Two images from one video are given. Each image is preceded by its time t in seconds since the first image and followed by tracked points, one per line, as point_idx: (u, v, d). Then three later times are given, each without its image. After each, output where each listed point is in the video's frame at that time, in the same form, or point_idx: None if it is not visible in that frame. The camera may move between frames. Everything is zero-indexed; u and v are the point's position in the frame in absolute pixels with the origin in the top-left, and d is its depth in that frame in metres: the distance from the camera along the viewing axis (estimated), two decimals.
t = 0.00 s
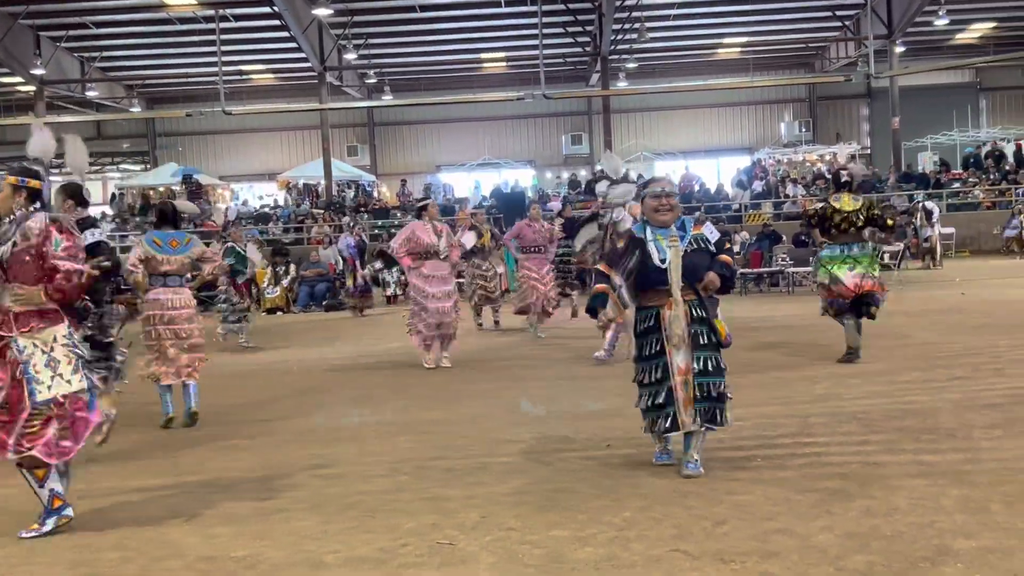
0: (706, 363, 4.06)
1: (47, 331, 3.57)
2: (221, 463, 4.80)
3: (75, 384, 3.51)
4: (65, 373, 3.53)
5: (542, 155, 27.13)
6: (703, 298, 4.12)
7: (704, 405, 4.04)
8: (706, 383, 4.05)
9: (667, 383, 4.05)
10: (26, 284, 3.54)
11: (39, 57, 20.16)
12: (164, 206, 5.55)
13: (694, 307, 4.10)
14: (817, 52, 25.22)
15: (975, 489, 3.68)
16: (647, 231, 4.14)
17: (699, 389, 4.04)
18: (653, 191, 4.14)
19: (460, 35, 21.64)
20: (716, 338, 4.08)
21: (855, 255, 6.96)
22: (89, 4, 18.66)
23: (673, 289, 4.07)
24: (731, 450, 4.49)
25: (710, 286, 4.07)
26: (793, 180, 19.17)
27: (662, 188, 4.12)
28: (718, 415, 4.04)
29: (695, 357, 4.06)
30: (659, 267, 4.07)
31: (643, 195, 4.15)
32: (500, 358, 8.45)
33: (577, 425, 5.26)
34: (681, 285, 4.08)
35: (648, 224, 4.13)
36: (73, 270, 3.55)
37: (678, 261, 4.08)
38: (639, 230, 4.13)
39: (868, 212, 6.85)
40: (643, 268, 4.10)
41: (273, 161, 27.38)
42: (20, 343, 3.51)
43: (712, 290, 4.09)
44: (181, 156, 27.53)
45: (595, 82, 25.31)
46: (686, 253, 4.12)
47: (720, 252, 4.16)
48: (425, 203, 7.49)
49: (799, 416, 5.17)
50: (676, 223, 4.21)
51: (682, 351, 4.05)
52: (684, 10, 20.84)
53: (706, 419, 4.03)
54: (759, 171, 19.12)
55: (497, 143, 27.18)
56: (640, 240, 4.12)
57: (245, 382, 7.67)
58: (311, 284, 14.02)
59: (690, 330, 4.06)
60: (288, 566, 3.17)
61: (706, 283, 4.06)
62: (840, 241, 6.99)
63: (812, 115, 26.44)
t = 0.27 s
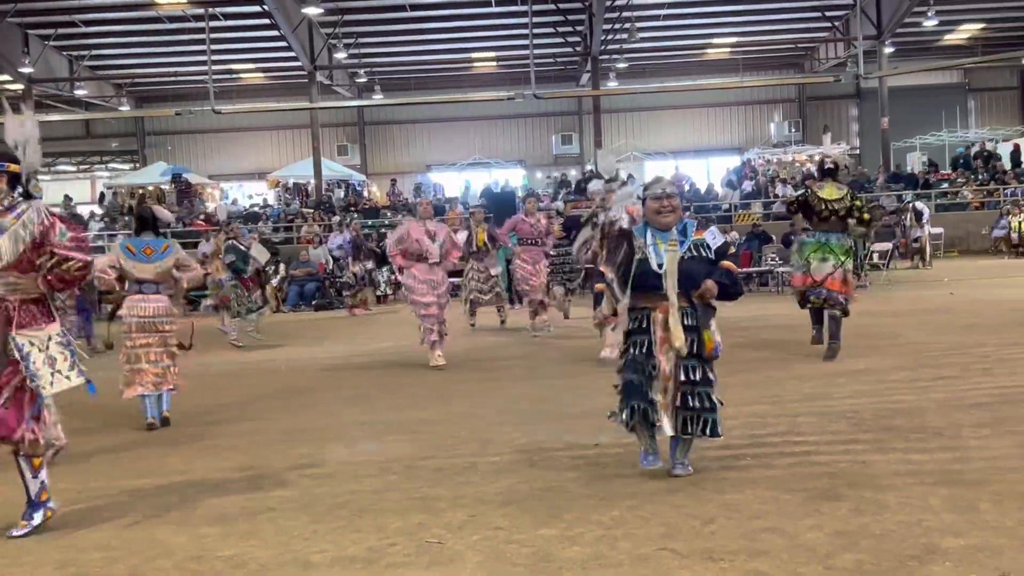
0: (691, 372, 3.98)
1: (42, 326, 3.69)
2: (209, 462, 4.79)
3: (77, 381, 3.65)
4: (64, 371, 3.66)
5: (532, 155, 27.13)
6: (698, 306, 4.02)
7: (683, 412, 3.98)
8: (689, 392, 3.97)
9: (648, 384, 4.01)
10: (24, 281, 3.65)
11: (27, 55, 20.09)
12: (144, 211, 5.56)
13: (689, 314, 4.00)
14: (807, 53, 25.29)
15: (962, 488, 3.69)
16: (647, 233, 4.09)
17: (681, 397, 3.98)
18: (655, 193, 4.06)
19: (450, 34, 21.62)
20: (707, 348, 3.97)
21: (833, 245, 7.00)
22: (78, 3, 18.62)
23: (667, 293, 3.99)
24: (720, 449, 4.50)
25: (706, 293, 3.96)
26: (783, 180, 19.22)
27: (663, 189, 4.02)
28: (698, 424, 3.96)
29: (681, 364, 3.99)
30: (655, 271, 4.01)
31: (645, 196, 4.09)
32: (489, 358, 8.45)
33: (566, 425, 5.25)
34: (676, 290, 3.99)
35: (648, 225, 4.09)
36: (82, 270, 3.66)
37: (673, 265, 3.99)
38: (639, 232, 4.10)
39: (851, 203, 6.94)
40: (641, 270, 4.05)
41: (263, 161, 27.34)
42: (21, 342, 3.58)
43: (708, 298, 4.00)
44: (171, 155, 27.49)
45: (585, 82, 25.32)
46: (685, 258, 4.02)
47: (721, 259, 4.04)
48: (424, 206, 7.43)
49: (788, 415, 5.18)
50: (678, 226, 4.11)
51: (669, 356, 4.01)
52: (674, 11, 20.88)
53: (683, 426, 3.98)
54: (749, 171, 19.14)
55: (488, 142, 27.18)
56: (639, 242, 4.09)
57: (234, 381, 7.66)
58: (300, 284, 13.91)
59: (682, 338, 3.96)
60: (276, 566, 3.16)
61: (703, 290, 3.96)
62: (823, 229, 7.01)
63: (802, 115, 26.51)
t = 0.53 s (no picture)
0: (682, 376, 3.95)
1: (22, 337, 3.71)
2: (197, 463, 4.77)
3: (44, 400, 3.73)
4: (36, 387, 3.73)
5: (522, 155, 27.14)
6: (690, 308, 4.01)
7: (672, 416, 3.96)
8: (677, 395, 3.95)
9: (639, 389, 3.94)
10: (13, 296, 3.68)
11: (15, 54, 20.00)
12: (124, 216, 5.46)
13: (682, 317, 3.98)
14: (796, 54, 25.35)
15: (950, 489, 3.70)
16: (637, 234, 4.01)
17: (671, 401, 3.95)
18: (645, 194, 3.99)
19: (440, 34, 21.61)
20: (697, 351, 3.97)
21: (815, 264, 7.05)
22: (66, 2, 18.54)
23: (663, 296, 3.91)
24: (708, 450, 4.50)
25: (699, 295, 3.94)
26: (772, 182, 19.26)
27: (655, 191, 3.98)
28: (685, 428, 3.96)
29: (673, 368, 3.94)
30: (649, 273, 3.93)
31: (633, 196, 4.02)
32: (478, 358, 8.45)
33: (554, 426, 5.26)
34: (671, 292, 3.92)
35: (638, 228, 4.01)
36: (62, 282, 3.80)
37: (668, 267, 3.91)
38: (629, 235, 4.00)
39: (833, 223, 6.96)
40: (638, 274, 3.97)
41: (251, 160, 27.28)
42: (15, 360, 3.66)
43: (699, 300, 3.97)
44: (159, 154, 27.41)
45: (574, 82, 25.33)
46: (679, 260, 3.97)
47: (710, 260, 4.04)
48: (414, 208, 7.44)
49: (776, 416, 5.19)
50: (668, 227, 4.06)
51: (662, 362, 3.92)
52: (663, 12, 20.91)
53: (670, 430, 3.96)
54: (738, 173, 19.18)
55: (478, 143, 27.18)
56: (630, 245, 3.98)
57: (221, 382, 7.64)
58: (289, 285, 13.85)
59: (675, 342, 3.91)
60: (264, 568, 3.15)
61: (696, 291, 3.93)
62: (806, 248, 7.05)
63: (790, 116, 26.57)
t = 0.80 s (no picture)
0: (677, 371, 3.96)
1: None
2: (185, 464, 4.75)
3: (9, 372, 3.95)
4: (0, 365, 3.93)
5: (511, 156, 27.15)
6: (675, 302, 4.01)
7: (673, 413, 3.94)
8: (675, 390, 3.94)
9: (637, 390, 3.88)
10: None
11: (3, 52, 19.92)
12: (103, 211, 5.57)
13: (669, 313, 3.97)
14: (785, 56, 25.41)
15: (937, 490, 3.71)
16: (617, 231, 3.96)
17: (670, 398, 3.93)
18: (624, 189, 3.93)
19: (430, 35, 21.60)
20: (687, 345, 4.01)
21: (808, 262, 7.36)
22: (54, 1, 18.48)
23: (651, 293, 3.92)
24: (697, 451, 4.50)
25: (683, 289, 3.97)
26: (760, 183, 19.30)
27: (637, 186, 3.93)
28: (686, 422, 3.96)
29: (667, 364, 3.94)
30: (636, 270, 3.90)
31: (611, 192, 3.97)
32: (467, 359, 8.44)
33: (542, 427, 5.26)
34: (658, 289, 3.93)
35: (618, 223, 3.97)
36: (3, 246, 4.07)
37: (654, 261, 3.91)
38: (609, 230, 3.96)
39: (821, 222, 7.29)
40: (628, 267, 3.92)
41: (240, 160, 27.22)
42: None
43: (683, 294, 4.00)
44: (148, 154, 27.33)
45: (564, 83, 25.35)
46: (661, 256, 3.96)
47: (691, 254, 4.04)
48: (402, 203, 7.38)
49: (764, 418, 5.20)
50: (646, 223, 4.06)
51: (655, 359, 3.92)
52: (653, 13, 20.93)
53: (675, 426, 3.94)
54: (727, 174, 19.22)
55: (467, 143, 27.17)
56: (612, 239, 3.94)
57: (209, 383, 7.62)
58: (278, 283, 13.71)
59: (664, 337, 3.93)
60: (250, 569, 3.13)
61: (680, 286, 3.96)
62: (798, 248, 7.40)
63: (779, 118, 26.63)
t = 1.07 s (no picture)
0: (679, 373, 3.89)
1: None
2: (172, 463, 4.74)
3: None
4: None
5: (501, 156, 27.19)
6: (667, 307, 3.98)
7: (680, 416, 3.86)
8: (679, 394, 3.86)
9: (640, 398, 3.83)
10: None
11: None
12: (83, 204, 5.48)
13: (662, 318, 3.94)
14: (773, 58, 25.48)
15: (924, 491, 3.73)
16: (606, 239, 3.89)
17: (676, 402, 3.85)
18: (611, 195, 3.86)
19: (419, 34, 21.60)
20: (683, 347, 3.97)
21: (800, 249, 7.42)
22: None
23: (641, 303, 3.86)
24: (686, 451, 4.51)
25: (673, 294, 3.94)
26: (749, 184, 19.37)
27: (624, 193, 3.85)
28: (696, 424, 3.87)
29: (667, 368, 3.88)
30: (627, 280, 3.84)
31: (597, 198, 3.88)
32: (456, 359, 8.45)
33: (532, 427, 5.26)
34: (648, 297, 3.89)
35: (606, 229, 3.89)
36: None
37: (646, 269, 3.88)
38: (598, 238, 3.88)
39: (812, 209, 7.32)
40: (615, 258, 3.79)
41: (228, 159, 27.15)
42: None
43: (674, 298, 3.97)
44: (135, 152, 27.24)
45: (553, 83, 25.38)
46: (651, 261, 3.92)
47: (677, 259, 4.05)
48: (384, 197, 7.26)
49: (753, 418, 5.21)
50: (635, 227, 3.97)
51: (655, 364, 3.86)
52: (642, 14, 20.97)
53: (687, 430, 3.85)
54: (715, 176, 19.26)
55: (457, 143, 27.18)
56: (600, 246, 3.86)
57: (197, 382, 7.60)
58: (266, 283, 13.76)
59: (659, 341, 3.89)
60: (239, 569, 3.13)
61: (670, 291, 3.93)
62: (790, 235, 7.41)
63: (767, 119, 26.70)
